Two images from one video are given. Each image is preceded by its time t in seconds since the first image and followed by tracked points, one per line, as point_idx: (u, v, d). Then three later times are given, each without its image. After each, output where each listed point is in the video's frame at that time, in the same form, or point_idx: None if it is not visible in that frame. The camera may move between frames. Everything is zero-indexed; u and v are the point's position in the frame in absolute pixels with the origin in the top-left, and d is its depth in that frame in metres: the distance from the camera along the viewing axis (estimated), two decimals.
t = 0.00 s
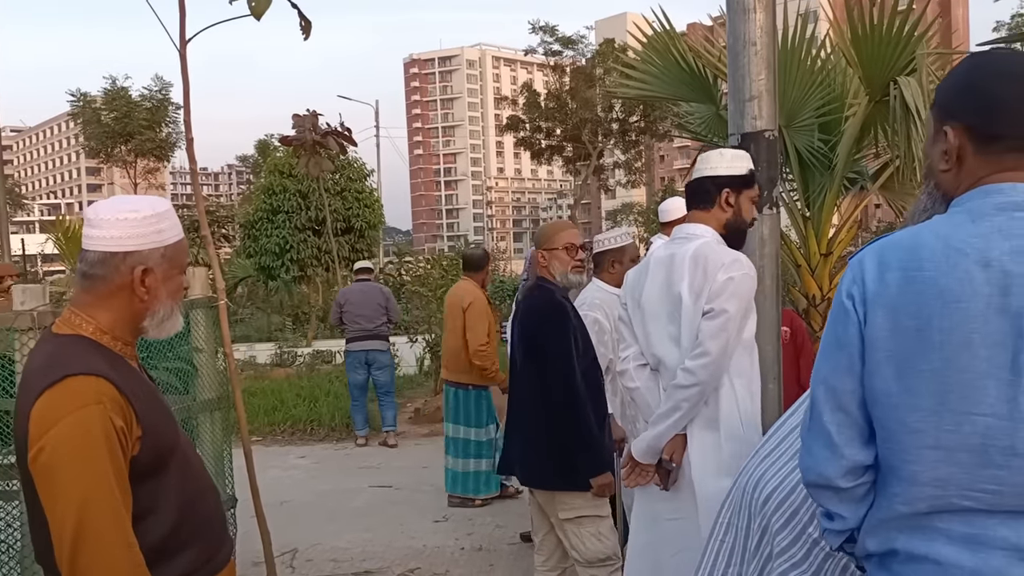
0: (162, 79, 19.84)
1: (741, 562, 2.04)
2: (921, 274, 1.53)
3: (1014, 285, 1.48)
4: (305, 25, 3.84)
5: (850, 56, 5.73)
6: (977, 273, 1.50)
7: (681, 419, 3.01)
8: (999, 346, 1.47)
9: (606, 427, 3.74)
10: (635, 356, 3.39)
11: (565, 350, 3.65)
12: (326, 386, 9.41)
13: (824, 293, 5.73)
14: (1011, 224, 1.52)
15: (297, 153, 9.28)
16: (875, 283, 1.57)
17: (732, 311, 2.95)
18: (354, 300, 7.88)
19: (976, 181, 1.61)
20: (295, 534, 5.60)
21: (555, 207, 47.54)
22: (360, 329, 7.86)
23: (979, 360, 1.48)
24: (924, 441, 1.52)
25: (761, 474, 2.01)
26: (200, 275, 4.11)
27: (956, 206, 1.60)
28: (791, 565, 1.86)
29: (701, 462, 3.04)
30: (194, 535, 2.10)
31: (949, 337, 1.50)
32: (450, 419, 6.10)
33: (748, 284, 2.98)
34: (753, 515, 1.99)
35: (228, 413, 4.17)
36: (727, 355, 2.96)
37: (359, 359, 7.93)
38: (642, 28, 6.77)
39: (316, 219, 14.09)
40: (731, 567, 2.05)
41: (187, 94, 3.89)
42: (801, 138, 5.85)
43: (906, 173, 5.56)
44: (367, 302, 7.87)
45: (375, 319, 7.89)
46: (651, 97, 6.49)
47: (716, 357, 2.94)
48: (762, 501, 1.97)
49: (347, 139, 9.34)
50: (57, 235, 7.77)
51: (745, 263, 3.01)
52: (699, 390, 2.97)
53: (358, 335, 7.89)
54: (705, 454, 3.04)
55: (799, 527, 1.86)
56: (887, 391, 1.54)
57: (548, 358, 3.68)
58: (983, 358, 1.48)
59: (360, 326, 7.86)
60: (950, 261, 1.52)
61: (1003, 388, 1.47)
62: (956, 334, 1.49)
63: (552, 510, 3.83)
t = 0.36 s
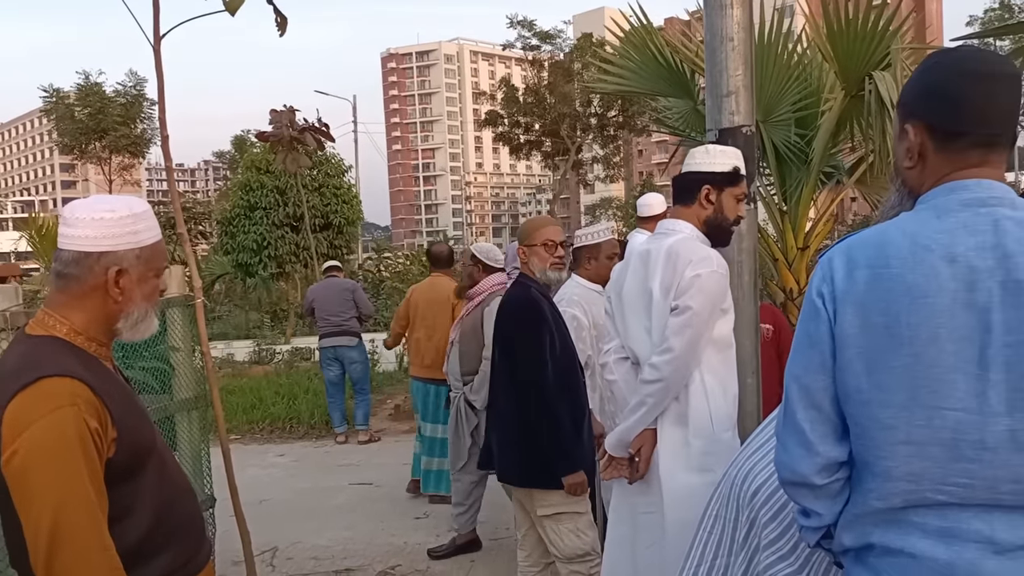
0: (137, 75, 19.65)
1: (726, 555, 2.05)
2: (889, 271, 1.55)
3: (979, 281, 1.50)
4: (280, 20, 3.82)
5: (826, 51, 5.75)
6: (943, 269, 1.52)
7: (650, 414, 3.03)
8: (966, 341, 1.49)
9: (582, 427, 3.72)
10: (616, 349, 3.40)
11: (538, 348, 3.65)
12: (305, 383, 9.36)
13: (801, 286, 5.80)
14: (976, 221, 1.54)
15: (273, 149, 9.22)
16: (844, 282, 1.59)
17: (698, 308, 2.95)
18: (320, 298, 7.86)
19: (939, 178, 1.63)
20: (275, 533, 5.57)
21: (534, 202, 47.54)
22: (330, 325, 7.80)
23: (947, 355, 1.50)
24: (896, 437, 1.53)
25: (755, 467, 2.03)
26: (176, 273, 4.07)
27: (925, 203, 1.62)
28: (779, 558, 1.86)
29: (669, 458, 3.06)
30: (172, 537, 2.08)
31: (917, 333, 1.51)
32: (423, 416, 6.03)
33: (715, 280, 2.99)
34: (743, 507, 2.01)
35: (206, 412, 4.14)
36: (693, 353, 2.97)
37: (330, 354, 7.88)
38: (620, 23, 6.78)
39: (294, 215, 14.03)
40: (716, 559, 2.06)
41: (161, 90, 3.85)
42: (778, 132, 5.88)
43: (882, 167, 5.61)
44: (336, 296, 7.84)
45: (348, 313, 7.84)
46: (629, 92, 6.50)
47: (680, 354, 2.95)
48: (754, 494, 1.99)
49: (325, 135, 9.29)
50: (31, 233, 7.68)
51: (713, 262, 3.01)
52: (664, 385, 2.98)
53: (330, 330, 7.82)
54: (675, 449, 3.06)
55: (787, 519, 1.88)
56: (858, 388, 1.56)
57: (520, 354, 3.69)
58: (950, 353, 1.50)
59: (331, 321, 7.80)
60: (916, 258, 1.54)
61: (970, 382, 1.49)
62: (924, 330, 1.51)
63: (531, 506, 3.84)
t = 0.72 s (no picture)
0: (104, 69, 19.37)
1: (701, 551, 2.06)
2: (852, 269, 1.56)
3: (941, 279, 1.51)
4: (248, 15, 3.78)
5: (795, 47, 5.79)
6: (905, 267, 1.53)
7: (609, 407, 3.09)
8: (928, 338, 1.50)
9: (555, 425, 3.69)
10: (593, 346, 3.45)
11: (507, 347, 3.65)
12: (276, 381, 9.29)
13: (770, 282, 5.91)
14: (937, 220, 1.56)
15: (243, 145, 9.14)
16: (809, 280, 1.61)
17: (650, 304, 2.98)
18: (290, 294, 7.85)
19: (904, 177, 1.65)
20: (245, 532, 5.52)
21: (508, 196, 47.48)
22: (299, 321, 7.75)
23: (909, 352, 1.51)
24: (861, 434, 1.55)
25: (729, 463, 2.06)
26: (143, 271, 4.02)
27: (888, 203, 1.63)
28: (754, 554, 1.88)
29: (631, 453, 3.08)
30: (137, 540, 2.06)
31: (880, 330, 1.53)
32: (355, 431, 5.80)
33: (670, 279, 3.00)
34: (717, 503, 2.03)
35: (175, 410, 4.09)
36: (647, 348, 3.00)
37: (300, 350, 7.83)
38: (592, 18, 6.78)
39: (264, 210, 13.93)
40: (691, 554, 2.08)
41: (127, 85, 3.80)
42: (749, 129, 5.93)
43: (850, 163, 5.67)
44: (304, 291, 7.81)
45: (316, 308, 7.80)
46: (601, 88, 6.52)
47: (632, 348, 2.99)
48: (729, 491, 2.01)
49: (295, 130, 9.22)
50: None
51: (670, 259, 3.03)
52: (619, 379, 3.02)
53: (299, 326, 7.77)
54: (634, 444, 3.09)
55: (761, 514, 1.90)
56: (823, 385, 1.57)
57: (494, 353, 3.68)
58: (912, 350, 1.51)
59: (299, 316, 7.75)
60: (879, 256, 1.55)
61: (933, 379, 1.50)
62: (886, 328, 1.52)
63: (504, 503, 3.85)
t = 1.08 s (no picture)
0: (59, 57, 18.96)
1: (645, 549, 2.08)
2: (806, 268, 1.58)
3: (893, 279, 1.53)
4: (206, 6, 3.72)
5: (756, 46, 5.84)
6: (859, 266, 1.55)
7: (565, 402, 3.10)
8: (880, 338, 1.53)
9: (519, 424, 3.70)
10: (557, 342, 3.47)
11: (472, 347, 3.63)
12: (236, 375, 9.19)
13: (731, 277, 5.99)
14: (890, 220, 1.58)
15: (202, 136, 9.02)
16: (766, 280, 1.62)
17: (603, 301, 2.99)
18: (251, 289, 7.84)
19: (855, 180, 1.68)
20: (203, 529, 5.45)
21: (472, 190, 47.36)
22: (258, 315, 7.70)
23: (862, 350, 1.53)
24: (815, 431, 1.57)
25: (664, 462, 2.06)
26: (98, 266, 3.95)
27: (841, 205, 1.66)
28: (693, 549, 1.91)
29: (587, 448, 3.10)
30: (86, 542, 2.02)
31: (834, 329, 1.54)
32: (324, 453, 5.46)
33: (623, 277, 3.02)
34: (656, 502, 2.04)
35: (130, 407, 4.03)
36: (600, 345, 3.02)
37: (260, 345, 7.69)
38: (556, 13, 6.77)
39: (224, 203, 13.75)
40: (636, 553, 2.10)
41: (80, 75, 3.73)
42: (710, 126, 6.01)
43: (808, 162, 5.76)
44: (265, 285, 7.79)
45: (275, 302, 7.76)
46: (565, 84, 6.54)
47: (585, 344, 3.01)
48: (666, 490, 2.01)
49: (255, 122, 9.11)
50: None
51: (624, 256, 3.05)
52: (573, 375, 3.04)
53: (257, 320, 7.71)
54: (590, 439, 3.10)
55: (698, 511, 1.92)
56: (778, 383, 1.60)
57: (460, 350, 3.67)
58: (865, 348, 1.53)
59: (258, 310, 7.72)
60: (833, 256, 1.57)
61: (885, 378, 1.52)
62: (840, 327, 1.54)
63: (467, 498, 3.85)
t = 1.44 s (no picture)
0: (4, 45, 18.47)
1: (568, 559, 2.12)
2: (751, 264, 1.61)
3: (835, 281, 1.56)
4: None
5: (710, 49, 5.89)
6: (801, 266, 1.58)
7: (520, 400, 3.12)
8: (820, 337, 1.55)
9: (470, 425, 3.69)
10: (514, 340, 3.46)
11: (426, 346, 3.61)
12: (185, 373, 9.04)
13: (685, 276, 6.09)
14: (837, 222, 1.60)
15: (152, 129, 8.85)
16: (712, 275, 1.65)
17: (558, 299, 3.01)
18: (202, 286, 7.74)
19: (814, 177, 1.71)
20: (150, 529, 5.35)
21: (430, 187, 47.15)
22: (208, 311, 7.59)
23: (802, 349, 1.56)
24: (755, 425, 1.60)
25: (573, 474, 2.07)
26: (41, 260, 3.85)
27: (789, 208, 1.69)
28: (612, 558, 1.96)
29: (541, 445, 3.11)
30: (23, 544, 1.97)
31: (775, 326, 1.57)
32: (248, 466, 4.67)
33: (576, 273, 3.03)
34: (573, 515, 2.06)
35: (74, 403, 3.94)
36: (555, 342, 3.02)
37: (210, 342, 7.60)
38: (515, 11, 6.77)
39: (174, 196, 13.50)
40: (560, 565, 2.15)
41: (23, 64, 3.63)
42: (665, 128, 6.13)
43: (761, 163, 5.87)
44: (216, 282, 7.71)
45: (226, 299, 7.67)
46: (522, 83, 6.55)
47: (540, 341, 3.01)
48: (578, 502, 2.04)
49: (207, 115, 8.96)
50: None
51: (578, 254, 3.05)
52: (528, 373, 3.05)
53: (208, 317, 7.61)
54: (545, 436, 3.11)
55: (612, 520, 1.95)
56: (722, 377, 1.63)
57: (413, 348, 3.63)
58: (804, 347, 1.56)
59: (210, 307, 7.62)
60: (777, 254, 1.60)
61: (824, 378, 1.55)
62: (780, 326, 1.57)
63: (418, 496, 3.84)
